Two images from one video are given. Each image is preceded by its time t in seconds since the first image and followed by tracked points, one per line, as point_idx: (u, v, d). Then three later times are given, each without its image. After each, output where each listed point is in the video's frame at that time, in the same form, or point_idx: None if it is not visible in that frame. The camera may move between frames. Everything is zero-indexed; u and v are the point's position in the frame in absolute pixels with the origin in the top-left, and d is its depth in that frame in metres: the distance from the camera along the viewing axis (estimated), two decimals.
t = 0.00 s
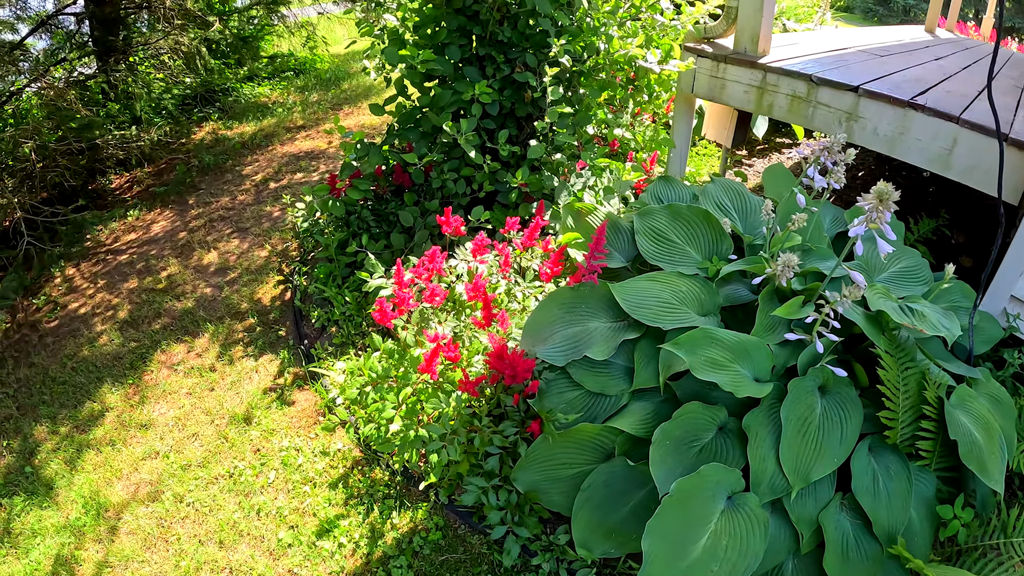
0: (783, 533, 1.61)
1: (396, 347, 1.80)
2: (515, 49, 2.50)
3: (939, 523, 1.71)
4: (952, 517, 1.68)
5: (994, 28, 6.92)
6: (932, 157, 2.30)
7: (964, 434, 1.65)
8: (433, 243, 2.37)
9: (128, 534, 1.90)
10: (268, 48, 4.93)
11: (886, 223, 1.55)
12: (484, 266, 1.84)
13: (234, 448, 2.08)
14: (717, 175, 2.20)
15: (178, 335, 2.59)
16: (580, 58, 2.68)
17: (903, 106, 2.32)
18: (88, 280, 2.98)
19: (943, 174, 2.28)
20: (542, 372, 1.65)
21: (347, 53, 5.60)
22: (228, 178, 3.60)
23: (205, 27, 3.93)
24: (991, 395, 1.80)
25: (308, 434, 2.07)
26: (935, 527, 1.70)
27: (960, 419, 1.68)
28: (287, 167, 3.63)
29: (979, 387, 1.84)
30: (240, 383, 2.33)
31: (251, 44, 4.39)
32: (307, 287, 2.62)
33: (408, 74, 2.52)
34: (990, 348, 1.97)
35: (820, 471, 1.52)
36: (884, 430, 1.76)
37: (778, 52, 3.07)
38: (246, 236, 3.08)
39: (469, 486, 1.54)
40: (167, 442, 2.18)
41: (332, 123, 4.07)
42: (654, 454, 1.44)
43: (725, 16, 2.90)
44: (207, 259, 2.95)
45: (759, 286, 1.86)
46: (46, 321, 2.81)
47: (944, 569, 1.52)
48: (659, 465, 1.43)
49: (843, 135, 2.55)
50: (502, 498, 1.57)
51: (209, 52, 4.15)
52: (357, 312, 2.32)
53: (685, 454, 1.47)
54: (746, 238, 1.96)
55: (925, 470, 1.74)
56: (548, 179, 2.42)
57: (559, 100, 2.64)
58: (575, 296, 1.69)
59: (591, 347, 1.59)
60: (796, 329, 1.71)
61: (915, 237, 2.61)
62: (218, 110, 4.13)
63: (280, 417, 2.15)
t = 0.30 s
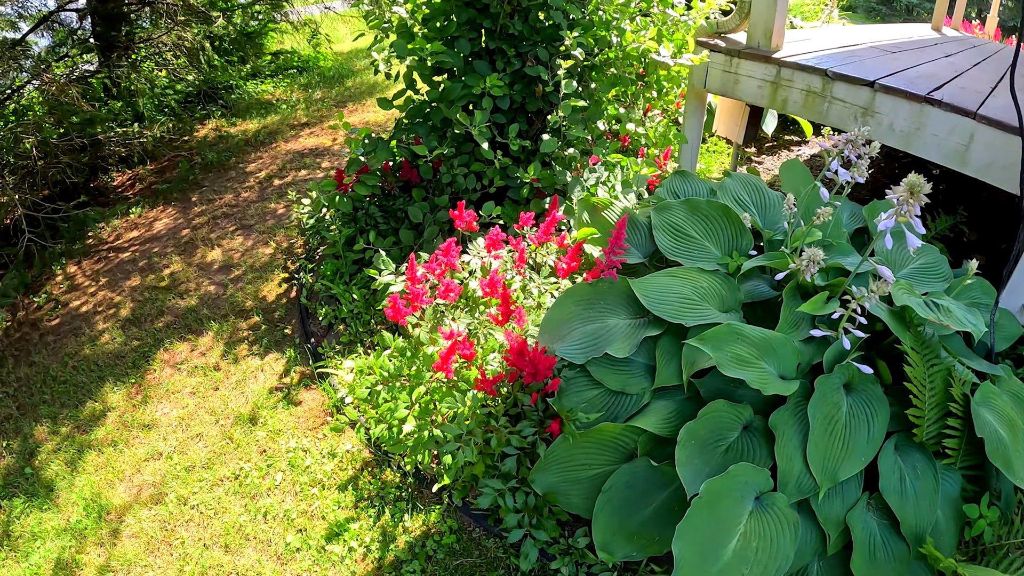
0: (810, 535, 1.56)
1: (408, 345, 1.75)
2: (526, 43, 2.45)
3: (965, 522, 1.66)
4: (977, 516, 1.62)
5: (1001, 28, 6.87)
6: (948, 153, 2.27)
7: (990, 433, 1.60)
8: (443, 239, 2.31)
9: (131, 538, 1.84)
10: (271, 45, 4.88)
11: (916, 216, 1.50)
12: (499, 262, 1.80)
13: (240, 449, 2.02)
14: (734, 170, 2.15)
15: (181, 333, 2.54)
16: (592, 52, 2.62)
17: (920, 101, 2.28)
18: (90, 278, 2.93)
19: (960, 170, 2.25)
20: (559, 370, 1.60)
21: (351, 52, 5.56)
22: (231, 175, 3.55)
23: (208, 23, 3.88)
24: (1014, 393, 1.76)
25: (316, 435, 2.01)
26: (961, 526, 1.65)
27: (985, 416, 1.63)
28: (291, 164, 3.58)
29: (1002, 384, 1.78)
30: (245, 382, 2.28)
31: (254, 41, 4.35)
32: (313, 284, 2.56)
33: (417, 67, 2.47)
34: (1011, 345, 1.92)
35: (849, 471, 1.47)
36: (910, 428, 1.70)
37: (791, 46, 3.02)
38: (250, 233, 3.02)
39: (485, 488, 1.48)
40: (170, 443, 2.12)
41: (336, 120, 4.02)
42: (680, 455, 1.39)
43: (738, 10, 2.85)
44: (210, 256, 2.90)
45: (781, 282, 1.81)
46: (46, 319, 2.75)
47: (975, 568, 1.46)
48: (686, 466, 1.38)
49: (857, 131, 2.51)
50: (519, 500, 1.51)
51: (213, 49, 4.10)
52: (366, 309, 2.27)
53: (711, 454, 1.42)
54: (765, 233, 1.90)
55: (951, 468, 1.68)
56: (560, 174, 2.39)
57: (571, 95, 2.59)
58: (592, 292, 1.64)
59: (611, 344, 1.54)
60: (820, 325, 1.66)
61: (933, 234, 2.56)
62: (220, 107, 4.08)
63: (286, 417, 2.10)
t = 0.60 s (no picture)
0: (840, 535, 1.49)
1: (417, 344, 1.68)
2: (532, 36, 2.39)
3: (992, 518, 1.59)
4: (1005, 512, 1.54)
5: (998, 24, 6.85)
6: (961, 146, 2.21)
7: (1018, 427, 1.51)
8: (449, 236, 2.25)
9: (130, 549, 1.77)
10: (267, 45, 4.81)
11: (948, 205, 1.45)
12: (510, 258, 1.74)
13: (241, 455, 1.95)
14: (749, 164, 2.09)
15: (180, 336, 2.47)
16: (598, 46, 2.56)
17: (932, 93, 2.23)
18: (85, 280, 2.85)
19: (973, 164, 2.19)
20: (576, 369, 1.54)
21: (347, 51, 5.49)
22: (229, 175, 3.48)
23: (204, 21, 3.81)
24: None
25: (320, 440, 1.94)
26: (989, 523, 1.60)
27: (1012, 410, 1.54)
28: (290, 163, 3.51)
29: None
30: (246, 386, 2.21)
31: (250, 39, 4.28)
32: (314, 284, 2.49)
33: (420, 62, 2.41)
34: None
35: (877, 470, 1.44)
36: (938, 424, 1.65)
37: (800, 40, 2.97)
38: (248, 233, 2.95)
39: (501, 494, 1.41)
40: (169, 449, 2.05)
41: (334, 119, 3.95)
42: (708, 456, 1.33)
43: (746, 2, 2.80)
44: (208, 256, 2.83)
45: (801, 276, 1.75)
46: (41, 324, 2.68)
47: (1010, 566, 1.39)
48: (714, 467, 1.32)
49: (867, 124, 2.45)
50: (537, 505, 1.44)
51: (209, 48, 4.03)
52: (369, 309, 2.21)
53: (739, 455, 1.35)
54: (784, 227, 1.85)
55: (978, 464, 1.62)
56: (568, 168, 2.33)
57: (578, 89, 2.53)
58: (609, 289, 1.58)
59: (631, 341, 1.48)
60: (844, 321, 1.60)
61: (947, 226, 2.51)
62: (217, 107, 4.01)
63: (289, 421, 2.03)
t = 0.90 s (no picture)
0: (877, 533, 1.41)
1: (421, 343, 1.58)
2: (533, 24, 2.30)
3: None
4: None
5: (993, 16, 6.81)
6: (973, 133, 2.16)
7: None
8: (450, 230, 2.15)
9: (120, 566, 1.66)
10: (255, 42, 4.69)
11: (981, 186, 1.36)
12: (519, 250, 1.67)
13: (237, 464, 1.85)
14: (763, 151, 2.01)
15: (170, 339, 2.36)
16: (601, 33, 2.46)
17: (944, 79, 2.17)
18: (71, 283, 2.74)
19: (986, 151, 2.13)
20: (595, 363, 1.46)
21: (337, 49, 5.38)
22: (219, 174, 3.37)
23: (191, 17, 3.70)
24: None
25: (319, 446, 1.84)
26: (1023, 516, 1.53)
27: None
28: (282, 161, 3.40)
29: None
30: (240, 390, 2.10)
31: (238, 36, 4.16)
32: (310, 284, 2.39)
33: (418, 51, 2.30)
34: None
35: (915, 464, 1.37)
36: (972, 415, 1.56)
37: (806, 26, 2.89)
38: (240, 232, 2.84)
39: (517, 501, 1.32)
40: (160, 458, 1.94)
41: (326, 117, 3.85)
42: (741, 455, 1.25)
43: None
44: (198, 257, 2.72)
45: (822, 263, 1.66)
46: (25, 330, 2.56)
47: None
48: (748, 466, 1.24)
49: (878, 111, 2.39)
50: (555, 512, 1.35)
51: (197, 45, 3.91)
52: (368, 307, 2.11)
53: (772, 451, 1.28)
54: (802, 214, 1.76)
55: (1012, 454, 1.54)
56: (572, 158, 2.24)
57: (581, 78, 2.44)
58: (627, 279, 1.50)
59: (653, 335, 1.39)
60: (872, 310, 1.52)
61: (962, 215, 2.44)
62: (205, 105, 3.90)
63: (286, 426, 1.93)
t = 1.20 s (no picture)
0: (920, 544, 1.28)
1: (413, 345, 1.45)
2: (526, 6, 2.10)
3: None
4: None
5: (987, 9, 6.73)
6: (987, 117, 2.05)
7: None
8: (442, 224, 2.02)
9: None
10: (237, 37, 4.52)
11: None
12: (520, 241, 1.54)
13: (218, 480, 1.70)
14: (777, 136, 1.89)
15: (147, 346, 2.20)
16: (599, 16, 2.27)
17: (955, 61, 2.05)
18: (46, 287, 2.58)
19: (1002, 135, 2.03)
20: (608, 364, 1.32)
21: (322, 45, 5.22)
22: (200, 172, 3.21)
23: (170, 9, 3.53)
24: None
25: (304, 458, 1.70)
26: None
27: None
28: (266, 158, 3.25)
29: None
30: (219, 399, 1.96)
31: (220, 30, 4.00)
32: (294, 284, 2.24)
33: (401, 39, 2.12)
34: None
35: (958, 467, 1.25)
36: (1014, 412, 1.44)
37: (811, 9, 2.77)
38: (221, 231, 2.69)
39: (524, 519, 1.19)
40: (135, 473, 1.79)
41: (312, 113, 3.70)
42: (776, 464, 1.14)
43: None
44: (177, 257, 2.57)
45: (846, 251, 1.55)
46: None
47: None
48: (785, 476, 1.13)
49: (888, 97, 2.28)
50: (566, 530, 1.21)
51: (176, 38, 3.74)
52: (355, 308, 1.97)
53: (810, 459, 1.17)
54: (823, 200, 1.62)
55: None
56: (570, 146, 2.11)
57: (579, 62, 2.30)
58: (639, 271, 1.37)
59: (671, 332, 1.26)
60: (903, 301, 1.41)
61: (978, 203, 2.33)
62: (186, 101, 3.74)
63: (268, 438, 1.78)
